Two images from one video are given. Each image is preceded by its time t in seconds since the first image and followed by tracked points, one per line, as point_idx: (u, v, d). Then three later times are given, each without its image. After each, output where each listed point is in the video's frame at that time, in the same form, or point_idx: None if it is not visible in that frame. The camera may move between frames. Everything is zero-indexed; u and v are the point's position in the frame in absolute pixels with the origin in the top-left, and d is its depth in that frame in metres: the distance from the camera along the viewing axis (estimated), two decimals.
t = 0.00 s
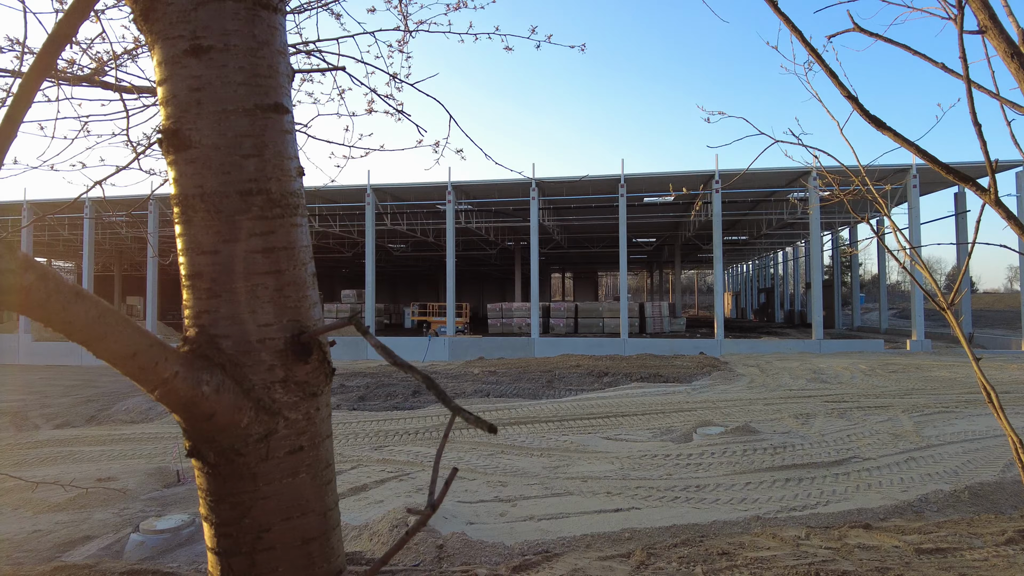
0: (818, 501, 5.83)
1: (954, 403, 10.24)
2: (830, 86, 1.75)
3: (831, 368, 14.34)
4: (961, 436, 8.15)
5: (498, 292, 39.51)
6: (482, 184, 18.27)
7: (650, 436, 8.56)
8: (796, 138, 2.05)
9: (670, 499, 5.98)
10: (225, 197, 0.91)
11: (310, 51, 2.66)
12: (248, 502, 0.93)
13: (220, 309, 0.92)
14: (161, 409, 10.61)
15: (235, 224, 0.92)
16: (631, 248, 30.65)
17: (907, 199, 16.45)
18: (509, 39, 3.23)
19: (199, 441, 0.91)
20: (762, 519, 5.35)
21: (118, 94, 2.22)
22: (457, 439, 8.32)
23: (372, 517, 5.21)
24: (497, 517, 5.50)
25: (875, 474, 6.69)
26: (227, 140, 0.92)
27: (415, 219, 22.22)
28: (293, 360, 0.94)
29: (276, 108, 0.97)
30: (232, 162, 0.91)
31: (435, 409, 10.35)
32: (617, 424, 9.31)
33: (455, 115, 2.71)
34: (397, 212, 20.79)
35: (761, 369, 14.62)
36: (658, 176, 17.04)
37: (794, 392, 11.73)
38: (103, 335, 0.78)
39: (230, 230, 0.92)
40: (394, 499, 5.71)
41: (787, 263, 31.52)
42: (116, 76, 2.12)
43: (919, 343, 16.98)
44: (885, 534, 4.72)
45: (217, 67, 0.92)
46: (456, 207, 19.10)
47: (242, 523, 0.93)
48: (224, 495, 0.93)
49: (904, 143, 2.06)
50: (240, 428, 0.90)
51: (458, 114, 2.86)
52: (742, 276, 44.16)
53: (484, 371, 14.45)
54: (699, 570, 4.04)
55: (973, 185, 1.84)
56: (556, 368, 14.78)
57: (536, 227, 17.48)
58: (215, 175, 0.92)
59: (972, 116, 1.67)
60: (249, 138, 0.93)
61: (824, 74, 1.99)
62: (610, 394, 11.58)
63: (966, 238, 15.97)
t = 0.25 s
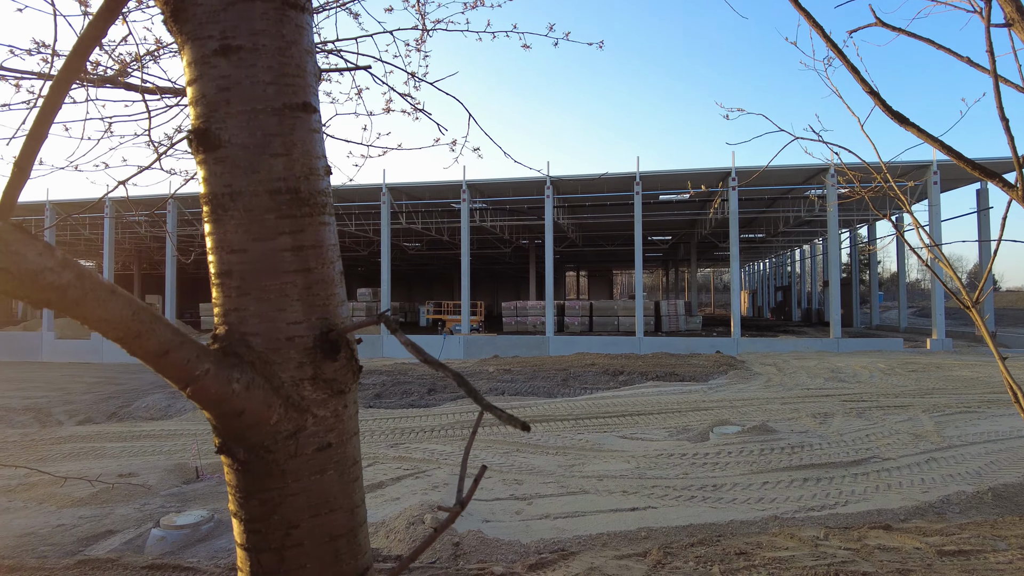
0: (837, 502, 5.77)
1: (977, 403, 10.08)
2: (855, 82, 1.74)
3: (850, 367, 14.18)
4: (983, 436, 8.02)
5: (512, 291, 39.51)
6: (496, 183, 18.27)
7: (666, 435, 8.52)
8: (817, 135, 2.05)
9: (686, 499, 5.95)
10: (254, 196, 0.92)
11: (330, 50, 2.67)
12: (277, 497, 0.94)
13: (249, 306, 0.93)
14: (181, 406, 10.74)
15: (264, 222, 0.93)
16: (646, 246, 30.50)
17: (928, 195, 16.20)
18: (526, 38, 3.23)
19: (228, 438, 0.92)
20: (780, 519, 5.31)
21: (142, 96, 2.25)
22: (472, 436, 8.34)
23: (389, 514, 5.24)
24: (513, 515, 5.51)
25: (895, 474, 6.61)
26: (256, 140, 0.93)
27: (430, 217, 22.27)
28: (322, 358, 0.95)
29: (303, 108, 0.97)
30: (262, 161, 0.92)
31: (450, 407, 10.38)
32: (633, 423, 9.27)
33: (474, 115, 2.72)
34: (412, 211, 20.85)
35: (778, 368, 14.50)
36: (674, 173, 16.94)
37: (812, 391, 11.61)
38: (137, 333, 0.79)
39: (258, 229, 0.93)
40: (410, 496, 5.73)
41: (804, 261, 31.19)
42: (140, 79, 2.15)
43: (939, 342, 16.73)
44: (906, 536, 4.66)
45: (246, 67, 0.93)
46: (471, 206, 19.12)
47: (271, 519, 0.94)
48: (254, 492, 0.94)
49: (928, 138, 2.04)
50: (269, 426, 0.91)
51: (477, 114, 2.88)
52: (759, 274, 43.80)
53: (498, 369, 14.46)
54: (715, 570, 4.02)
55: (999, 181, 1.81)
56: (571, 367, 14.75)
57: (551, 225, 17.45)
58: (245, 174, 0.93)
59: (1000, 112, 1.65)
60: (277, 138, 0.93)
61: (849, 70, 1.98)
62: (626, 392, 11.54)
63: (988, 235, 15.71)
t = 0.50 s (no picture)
0: (860, 502, 5.69)
1: (1004, 403, 9.88)
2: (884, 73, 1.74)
3: (872, 366, 13.98)
4: (1011, 437, 7.86)
5: (530, 289, 39.48)
6: (514, 180, 18.26)
7: (686, 434, 8.46)
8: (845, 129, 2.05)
9: (706, 498, 5.91)
10: (287, 192, 0.93)
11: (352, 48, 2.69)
12: (310, 492, 0.94)
13: (282, 303, 0.94)
14: (203, 402, 10.89)
15: (297, 219, 0.93)
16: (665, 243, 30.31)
17: (953, 191, 15.91)
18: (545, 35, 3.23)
19: (261, 433, 0.93)
20: (801, 518, 5.25)
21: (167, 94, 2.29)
22: (490, 434, 8.35)
23: (408, 510, 5.26)
24: (531, 513, 5.51)
25: (920, 475, 6.50)
26: (289, 137, 0.93)
27: (448, 215, 22.33)
28: (354, 354, 0.95)
29: (335, 105, 0.98)
30: (294, 157, 0.93)
31: (468, 404, 10.40)
32: (652, 422, 9.21)
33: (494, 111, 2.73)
34: (430, 209, 20.91)
35: (799, 366, 14.34)
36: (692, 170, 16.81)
37: (834, 389, 11.46)
38: (173, 329, 0.80)
39: (291, 226, 0.93)
40: (429, 493, 5.76)
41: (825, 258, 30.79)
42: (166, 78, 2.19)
43: (965, 340, 16.43)
44: (931, 537, 4.58)
45: (278, 63, 0.93)
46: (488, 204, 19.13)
47: (304, 514, 0.94)
48: (287, 487, 0.94)
49: (957, 132, 2.03)
50: (303, 421, 0.92)
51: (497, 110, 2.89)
52: (779, 271, 43.31)
53: (516, 367, 14.46)
54: (736, 570, 3.99)
55: None
56: (589, 365, 14.70)
57: (568, 223, 17.40)
58: (277, 170, 0.93)
59: None
60: (309, 135, 0.94)
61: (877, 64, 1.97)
62: (644, 391, 11.48)
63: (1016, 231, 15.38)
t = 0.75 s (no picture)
0: (881, 502, 5.61)
1: None
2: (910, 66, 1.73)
3: (893, 364, 13.79)
4: None
5: (545, 287, 39.45)
6: (529, 178, 18.25)
7: (703, 433, 8.40)
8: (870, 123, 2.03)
9: (724, 497, 5.87)
10: (315, 190, 0.93)
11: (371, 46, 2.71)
12: (338, 489, 0.94)
13: (312, 299, 0.94)
14: (222, 399, 11.02)
15: (325, 216, 0.94)
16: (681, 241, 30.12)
17: (977, 187, 15.63)
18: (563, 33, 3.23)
19: (290, 430, 0.93)
20: (821, 519, 5.19)
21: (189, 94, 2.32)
22: (506, 432, 8.36)
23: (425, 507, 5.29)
24: (548, 511, 5.50)
25: (943, 475, 6.40)
26: (318, 134, 0.94)
27: (463, 214, 22.37)
28: (382, 351, 0.96)
29: (363, 102, 0.98)
30: (323, 155, 0.93)
31: (484, 402, 10.41)
32: (668, 421, 9.16)
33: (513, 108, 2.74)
34: (446, 208, 20.96)
35: (818, 365, 14.17)
36: (709, 167, 16.68)
37: (854, 388, 11.31)
38: (205, 325, 0.80)
39: (320, 223, 0.94)
40: (446, 490, 5.78)
41: (845, 255, 30.42)
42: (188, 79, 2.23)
43: (989, 339, 16.15)
44: (955, 539, 4.50)
45: (306, 61, 0.94)
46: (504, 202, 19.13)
47: (333, 510, 0.95)
48: (316, 483, 0.95)
49: (984, 126, 2.00)
50: (331, 418, 0.92)
51: (515, 108, 2.90)
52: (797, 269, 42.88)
53: (532, 365, 14.47)
54: (755, 569, 3.95)
55: None
56: (605, 363, 14.66)
57: (584, 220, 17.35)
58: (306, 168, 0.94)
59: None
60: (337, 133, 0.94)
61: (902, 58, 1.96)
62: (661, 389, 11.42)
63: None
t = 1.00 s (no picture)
0: (904, 503, 5.53)
1: None
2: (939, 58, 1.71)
3: (916, 364, 13.58)
4: None
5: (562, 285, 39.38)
6: (546, 177, 18.21)
7: (723, 432, 8.33)
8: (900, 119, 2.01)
9: (744, 497, 5.82)
10: (345, 187, 0.94)
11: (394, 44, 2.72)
12: (367, 485, 0.95)
13: (342, 296, 0.95)
14: (243, 397, 11.14)
15: (355, 214, 0.95)
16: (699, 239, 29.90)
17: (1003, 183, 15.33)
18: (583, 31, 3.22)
19: (321, 426, 0.94)
20: (843, 520, 5.13)
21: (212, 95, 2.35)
22: (524, 430, 8.36)
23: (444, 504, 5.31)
24: (566, 509, 5.49)
25: (968, 477, 6.28)
26: (346, 131, 0.94)
27: (480, 212, 22.38)
28: (411, 347, 0.97)
29: (392, 99, 0.98)
30: (352, 153, 0.94)
31: (501, 400, 10.42)
32: (687, 420, 9.10)
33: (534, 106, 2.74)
34: (463, 206, 21.00)
35: (839, 364, 14.01)
36: (728, 164, 16.53)
37: (876, 388, 11.15)
38: (238, 321, 0.81)
39: (350, 221, 0.95)
40: (464, 488, 5.80)
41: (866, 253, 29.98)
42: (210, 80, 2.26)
43: (1015, 338, 15.84)
44: (982, 542, 4.42)
45: (335, 59, 0.94)
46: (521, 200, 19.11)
47: (362, 506, 0.95)
48: (345, 479, 0.96)
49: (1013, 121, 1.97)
50: (362, 414, 0.93)
51: (535, 105, 2.89)
52: (817, 267, 42.37)
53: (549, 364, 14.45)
54: (776, 569, 3.92)
55: None
56: (623, 362, 14.60)
57: (602, 218, 17.29)
58: (336, 166, 0.94)
59: None
60: (367, 130, 0.95)
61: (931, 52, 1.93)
62: (679, 388, 11.36)
63: None
